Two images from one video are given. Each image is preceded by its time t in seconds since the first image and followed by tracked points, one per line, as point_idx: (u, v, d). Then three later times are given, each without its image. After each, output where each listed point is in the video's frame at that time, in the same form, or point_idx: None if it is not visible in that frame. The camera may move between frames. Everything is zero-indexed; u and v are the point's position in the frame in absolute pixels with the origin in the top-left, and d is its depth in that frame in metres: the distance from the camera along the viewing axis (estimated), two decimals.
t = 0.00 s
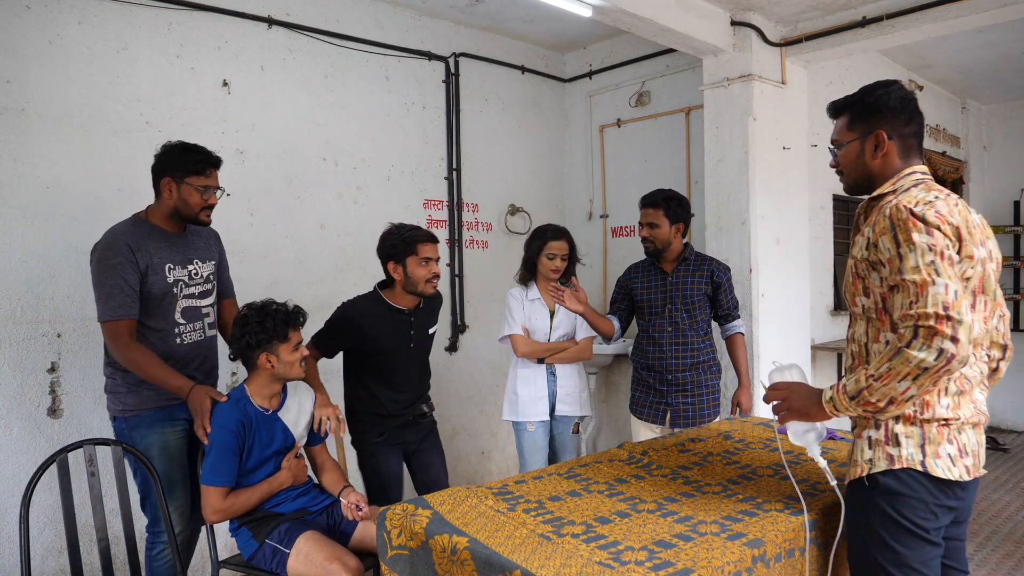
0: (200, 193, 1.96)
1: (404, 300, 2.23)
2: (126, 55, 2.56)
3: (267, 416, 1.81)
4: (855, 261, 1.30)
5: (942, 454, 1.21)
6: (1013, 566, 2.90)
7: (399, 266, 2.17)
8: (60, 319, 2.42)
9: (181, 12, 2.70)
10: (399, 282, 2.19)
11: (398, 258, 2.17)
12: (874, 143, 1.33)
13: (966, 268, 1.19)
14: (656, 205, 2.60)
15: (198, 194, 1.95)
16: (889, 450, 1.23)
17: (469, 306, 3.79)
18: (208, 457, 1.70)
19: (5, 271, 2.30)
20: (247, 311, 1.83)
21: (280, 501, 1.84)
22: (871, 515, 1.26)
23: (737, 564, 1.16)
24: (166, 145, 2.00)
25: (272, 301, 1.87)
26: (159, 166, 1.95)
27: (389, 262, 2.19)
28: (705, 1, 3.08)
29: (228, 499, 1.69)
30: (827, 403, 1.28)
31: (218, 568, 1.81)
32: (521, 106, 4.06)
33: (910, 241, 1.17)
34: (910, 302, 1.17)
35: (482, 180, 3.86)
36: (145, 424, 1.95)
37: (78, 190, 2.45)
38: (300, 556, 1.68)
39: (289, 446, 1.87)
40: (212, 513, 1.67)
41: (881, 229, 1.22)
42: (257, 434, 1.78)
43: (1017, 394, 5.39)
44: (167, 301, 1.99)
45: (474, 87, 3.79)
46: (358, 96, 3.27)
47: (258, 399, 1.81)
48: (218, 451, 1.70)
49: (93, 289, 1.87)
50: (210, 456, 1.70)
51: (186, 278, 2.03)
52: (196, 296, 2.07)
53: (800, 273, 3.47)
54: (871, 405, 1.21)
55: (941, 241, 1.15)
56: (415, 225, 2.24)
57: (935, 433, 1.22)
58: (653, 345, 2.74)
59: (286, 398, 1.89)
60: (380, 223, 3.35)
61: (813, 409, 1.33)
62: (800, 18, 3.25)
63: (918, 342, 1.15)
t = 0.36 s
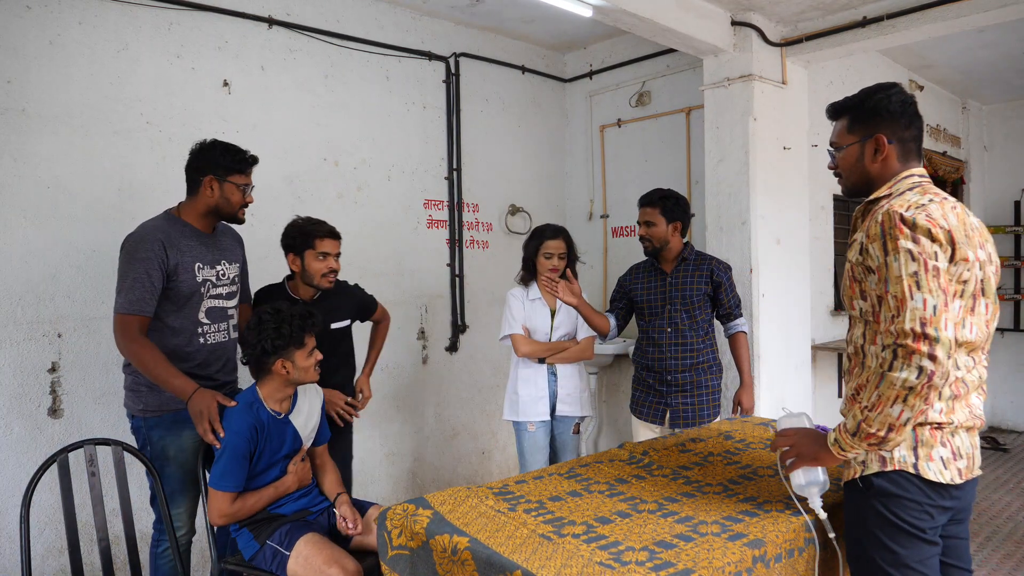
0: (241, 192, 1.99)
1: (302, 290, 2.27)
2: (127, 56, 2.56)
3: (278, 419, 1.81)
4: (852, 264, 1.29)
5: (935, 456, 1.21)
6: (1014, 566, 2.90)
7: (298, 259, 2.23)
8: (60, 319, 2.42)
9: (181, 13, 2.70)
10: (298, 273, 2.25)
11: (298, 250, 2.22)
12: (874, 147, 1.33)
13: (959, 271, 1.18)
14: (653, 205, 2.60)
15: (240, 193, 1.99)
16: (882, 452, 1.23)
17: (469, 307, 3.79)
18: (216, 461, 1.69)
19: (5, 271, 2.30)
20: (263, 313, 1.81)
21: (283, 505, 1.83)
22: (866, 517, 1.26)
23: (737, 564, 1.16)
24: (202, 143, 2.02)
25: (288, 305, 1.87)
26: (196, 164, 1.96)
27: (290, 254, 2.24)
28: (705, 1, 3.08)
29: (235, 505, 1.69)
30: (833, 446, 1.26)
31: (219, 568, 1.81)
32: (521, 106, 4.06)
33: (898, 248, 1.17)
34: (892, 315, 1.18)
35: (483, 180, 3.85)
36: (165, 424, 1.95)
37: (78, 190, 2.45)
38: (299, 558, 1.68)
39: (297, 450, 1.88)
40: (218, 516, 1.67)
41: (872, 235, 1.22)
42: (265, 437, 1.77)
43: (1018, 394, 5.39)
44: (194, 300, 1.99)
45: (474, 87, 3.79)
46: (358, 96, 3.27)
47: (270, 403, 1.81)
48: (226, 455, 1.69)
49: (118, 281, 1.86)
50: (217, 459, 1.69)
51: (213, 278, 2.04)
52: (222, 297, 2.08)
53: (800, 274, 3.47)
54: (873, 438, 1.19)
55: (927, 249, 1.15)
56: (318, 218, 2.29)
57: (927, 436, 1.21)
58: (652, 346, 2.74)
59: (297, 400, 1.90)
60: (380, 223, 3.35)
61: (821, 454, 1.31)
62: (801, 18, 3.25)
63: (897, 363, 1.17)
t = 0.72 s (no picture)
0: (259, 189, 2.02)
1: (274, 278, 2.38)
2: (127, 55, 2.56)
3: (290, 423, 1.79)
4: (851, 264, 1.29)
5: (932, 455, 1.20)
6: (1015, 566, 2.90)
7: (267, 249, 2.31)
8: (60, 319, 2.42)
9: (181, 13, 2.70)
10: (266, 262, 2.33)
11: (265, 241, 2.30)
12: (879, 147, 1.33)
13: (959, 275, 1.17)
14: (652, 204, 2.60)
15: (258, 190, 2.02)
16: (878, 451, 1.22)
17: (470, 307, 3.79)
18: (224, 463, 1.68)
19: (5, 271, 2.30)
20: (278, 317, 1.77)
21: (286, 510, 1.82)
22: (864, 516, 1.26)
23: (737, 564, 1.16)
24: (218, 141, 2.02)
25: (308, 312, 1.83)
26: (215, 161, 1.96)
27: (258, 244, 2.31)
28: (705, 1, 3.08)
29: (240, 509, 1.67)
30: (835, 464, 1.26)
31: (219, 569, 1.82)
32: (521, 106, 4.06)
33: (896, 252, 1.18)
34: (886, 320, 1.19)
35: (483, 180, 3.85)
36: (189, 422, 1.97)
37: (79, 190, 2.45)
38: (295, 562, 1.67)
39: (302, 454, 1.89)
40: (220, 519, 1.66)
41: (872, 237, 1.22)
42: (276, 441, 1.77)
43: (1018, 394, 5.39)
44: (218, 296, 2.00)
45: (474, 87, 3.79)
46: (358, 96, 3.27)
47: (284, 409, 1.78)
48: (238, 458, 1.68)
49: (142, 279, 1.84)
50: (228, 461, 1.68)
51: (233, 274, 2.05)
52: (240, 292, 2.09)
53: (801, 274, 3.47)
54: (872, 451, 1.19)
55: (925, 252, 1.16)
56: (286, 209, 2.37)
57: (924, 435, 1.20)
58: (653, 346, 2.75)
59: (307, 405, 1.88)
60: (380, 223, 3.35)
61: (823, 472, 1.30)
62: (801, 18, 3.25)
63: (888, 372, 1.18)
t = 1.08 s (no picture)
0: (247, 195, 2.04)
1: (262, 277, 2.41)
2: (128, 55, 2.56)
3: (312, 429, 1.79)
4: (852, 264, 1.29)
5: (932, 456, 1.20)
6: (1016, 566, 2.90)
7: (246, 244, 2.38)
8: (60, 319, 2.42)
9: (182, 13, 2.70)
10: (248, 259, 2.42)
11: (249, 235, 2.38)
12: (881, 149, 1.33)
13: (960, 276, 1.17)
14: (653, 204, 2.61)
15: (246, 197, 2.04)
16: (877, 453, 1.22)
17: (470, 307, 3.79)
18: (248, 467, 1.65)
19: (6, 271, 2.30)
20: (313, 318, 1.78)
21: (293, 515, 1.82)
22: (865, 517, 1.26)
23: (737, 564, 1.16)
24: (214, 140, 1.99)
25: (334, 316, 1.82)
26: (205, 162, 1.95)
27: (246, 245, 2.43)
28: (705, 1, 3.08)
29: (258, 514, 1.65)
30: (833, 466, 1.25)
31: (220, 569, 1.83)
32: (521, 106, 4.06)
33: (895, 254, 1.18)
34: (884, 322, 1.19)
35: (483, 180, 3.85)
36: (179, 428, 1.95)
37: (79, 190, 2.45)
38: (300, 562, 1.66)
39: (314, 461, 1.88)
40: (236, 521, 1.63)
41: (873, 238, 1.22)
42: (300, 447, 1.76)
43: (1020, 394, 5.38)
44: (208, 297, 1.99)
45: (474, 87, 3.79)
46: (358, 96, 3.27)
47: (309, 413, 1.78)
48: (265, 464, 1.65)
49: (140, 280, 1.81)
50: (253, 465, 1.65)
51: (220, 275, 2.04)
52: (224, 293, 2.08)
53: (801, 274, 3.46)
54: (869, 452, 1.19)
55: (926, 255, 1.15)
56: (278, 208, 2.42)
57: (925, 436, 1.20)
58: (653, 346, 2.75)
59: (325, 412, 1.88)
60: (380, 223, 3.35)
61: (820, 474, 1.30)
62: (801, 18, 3.25)
63: (884, 375, 1.19)
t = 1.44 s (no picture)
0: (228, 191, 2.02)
1: (254, 273, 2.40)
2: (128, 55, 2.56)
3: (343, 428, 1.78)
4: (853, 264, 1.29)
5: (931, 456, 1.20)
6: (1016, 566, 2.90)
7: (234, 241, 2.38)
8: (61, 318, 2.42)
9: (182, 13, 2.70)
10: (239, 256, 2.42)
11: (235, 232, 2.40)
12: (882, 149, 1.33)
13: (959, 276, 1.17)
14: (656, 204, 2.62)
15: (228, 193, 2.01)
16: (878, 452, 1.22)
17: (470, 307, 3.79)
18: (280, 459, 1.64)
19: (6, 271, 2.30)
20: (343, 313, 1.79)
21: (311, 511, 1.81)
22: (865, 517, 1.26)
23: (737, 564, 1.16)
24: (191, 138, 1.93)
25: (350, 311, 1.81)
26: (185, 158, 1.89)
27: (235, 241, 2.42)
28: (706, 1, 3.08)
29: (281, 506, 1.65)
30: (833, 466, 1.25)
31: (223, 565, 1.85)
32: (521, 106, 4.06)
33: (894, 253, 1.18)
34: (882, 321, 1.20)
35: (484, 180, 3.85)
36: (184, 432, 1.95)
37: (80, 190, 2.46)
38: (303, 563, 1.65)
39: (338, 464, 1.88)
40: (259, 510, 1.64)
41: (873, 238, 1.22)
42: (332, 445, 1.75)
43: (1020, 394, 5.38)
44: (201, 298, 1.96)
45: (474, 87, 3.79)
46: (359, 96, 3.27)
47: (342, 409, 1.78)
48: (297, 461, 1.64)
49: (148, 283, 1.74)
50: (285, 458, 1.64)
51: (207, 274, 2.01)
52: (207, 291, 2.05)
53: (801, 274, 3.46)
54: (869, 452, 1.19)
55: (925, 254, 1.15)
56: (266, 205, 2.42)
57: (925, 436, 1.20)
58: (653, 345, 2.75)
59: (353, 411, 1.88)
60: (381, 223, 3.35)
61: (821, 474, 1.30)
62: (801, 18, 3.25)
63: (883, 374, 1.19)
